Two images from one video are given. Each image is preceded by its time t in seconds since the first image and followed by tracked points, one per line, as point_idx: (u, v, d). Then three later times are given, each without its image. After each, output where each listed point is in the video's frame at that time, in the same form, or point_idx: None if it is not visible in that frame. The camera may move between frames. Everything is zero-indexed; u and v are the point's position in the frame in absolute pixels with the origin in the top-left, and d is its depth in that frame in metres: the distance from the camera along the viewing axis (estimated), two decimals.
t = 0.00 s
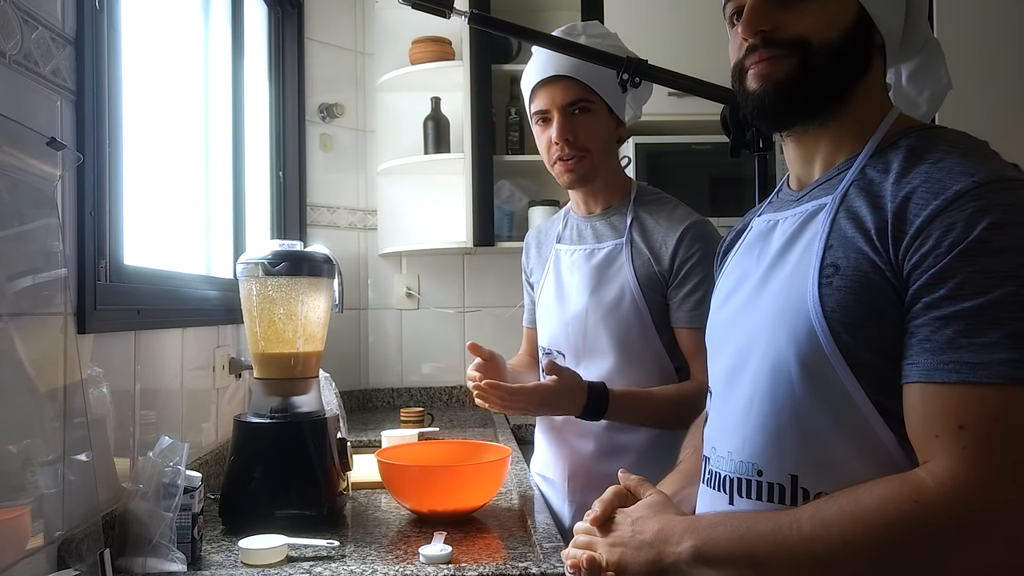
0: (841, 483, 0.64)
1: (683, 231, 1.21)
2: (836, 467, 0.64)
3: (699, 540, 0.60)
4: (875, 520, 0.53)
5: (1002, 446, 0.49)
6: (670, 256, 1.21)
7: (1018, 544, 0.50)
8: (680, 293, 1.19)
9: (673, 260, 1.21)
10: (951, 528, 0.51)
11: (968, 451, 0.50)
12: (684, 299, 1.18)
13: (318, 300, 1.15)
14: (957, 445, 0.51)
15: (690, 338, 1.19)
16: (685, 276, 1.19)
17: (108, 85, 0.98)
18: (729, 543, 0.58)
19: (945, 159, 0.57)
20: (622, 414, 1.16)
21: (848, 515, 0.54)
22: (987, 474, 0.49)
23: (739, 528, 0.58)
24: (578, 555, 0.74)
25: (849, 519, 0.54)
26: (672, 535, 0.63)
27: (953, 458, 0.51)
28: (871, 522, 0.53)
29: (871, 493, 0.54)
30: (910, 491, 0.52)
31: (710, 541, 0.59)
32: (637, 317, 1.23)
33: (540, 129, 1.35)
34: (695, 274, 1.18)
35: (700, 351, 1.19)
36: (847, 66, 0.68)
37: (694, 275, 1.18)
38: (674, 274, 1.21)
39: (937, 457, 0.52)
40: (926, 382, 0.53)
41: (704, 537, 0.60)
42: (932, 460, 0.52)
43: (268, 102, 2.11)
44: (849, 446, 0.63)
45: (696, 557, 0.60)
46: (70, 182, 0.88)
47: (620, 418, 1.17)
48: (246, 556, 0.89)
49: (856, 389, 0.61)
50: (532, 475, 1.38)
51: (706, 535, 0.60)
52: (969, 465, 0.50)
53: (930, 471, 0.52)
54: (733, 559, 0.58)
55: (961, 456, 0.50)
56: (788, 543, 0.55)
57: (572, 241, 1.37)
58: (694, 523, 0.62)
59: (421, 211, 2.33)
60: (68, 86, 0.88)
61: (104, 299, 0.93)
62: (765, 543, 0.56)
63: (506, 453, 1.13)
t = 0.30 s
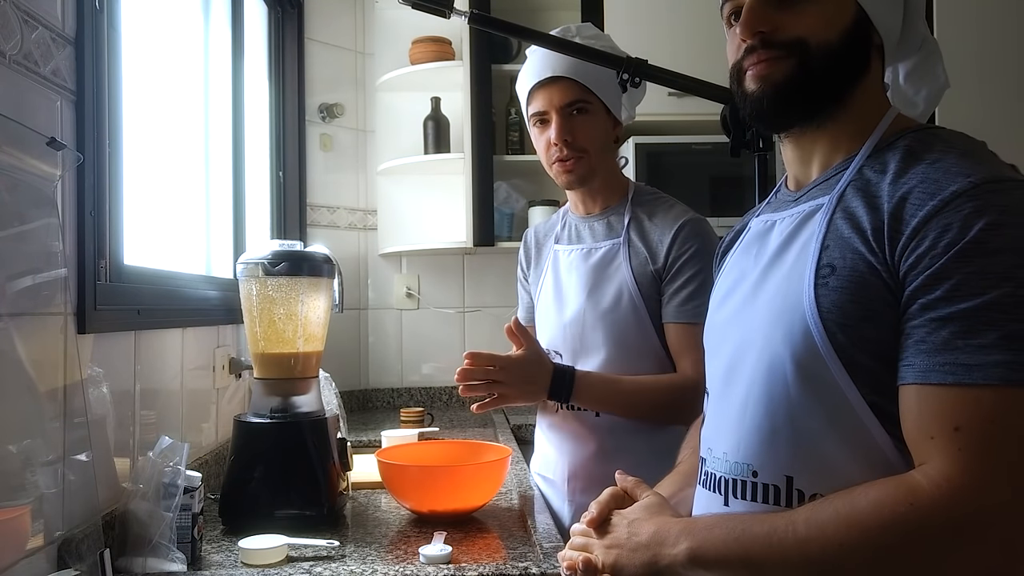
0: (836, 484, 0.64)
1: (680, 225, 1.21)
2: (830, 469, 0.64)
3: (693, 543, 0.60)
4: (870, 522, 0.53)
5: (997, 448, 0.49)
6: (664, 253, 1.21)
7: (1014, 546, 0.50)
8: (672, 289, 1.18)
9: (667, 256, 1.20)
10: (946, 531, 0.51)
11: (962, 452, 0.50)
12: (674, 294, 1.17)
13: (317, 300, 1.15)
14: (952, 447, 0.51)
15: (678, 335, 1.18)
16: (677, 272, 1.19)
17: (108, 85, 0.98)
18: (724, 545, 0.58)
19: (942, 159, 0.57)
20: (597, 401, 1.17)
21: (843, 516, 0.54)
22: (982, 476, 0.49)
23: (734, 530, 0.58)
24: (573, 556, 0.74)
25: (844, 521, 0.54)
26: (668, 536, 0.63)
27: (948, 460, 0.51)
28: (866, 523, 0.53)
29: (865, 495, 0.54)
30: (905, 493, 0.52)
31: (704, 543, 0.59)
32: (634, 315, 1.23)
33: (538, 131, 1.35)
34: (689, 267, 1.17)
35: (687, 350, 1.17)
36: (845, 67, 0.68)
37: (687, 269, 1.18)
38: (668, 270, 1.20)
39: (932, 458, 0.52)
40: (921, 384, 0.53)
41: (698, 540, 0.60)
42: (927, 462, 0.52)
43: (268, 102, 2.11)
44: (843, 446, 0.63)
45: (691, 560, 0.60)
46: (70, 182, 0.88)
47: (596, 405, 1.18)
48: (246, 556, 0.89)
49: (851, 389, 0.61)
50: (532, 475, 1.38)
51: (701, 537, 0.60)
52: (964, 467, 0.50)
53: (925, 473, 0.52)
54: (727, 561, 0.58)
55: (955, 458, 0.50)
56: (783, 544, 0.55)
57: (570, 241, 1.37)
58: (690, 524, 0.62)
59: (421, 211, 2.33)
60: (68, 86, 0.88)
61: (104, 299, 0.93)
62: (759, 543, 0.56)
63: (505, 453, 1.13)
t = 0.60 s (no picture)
0: (834, 486, 0.64)
1: (676, 223, 1.21)
2: (828, 470, 0.64)
3: (692, 545, 0.60)
4: (869, 524, 0.53)
5: (996, 451, 0.49)
6: (661, 252, 1.21)
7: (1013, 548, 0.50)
8: (671, 287, 1.18)
9: (664, 255, 1.20)
10: (946, 534, 0.51)
11: (961, 455, 0.50)
12: (671, 292, 1.17)
13: (317, 300, 1.15)
14: (951, 449, 0.51)
15: (673, 333, 1.17)
16: (675, 270, 1.19)
17: (108, 86, 0.98)
18: (723, 547, 0.58)
19: (941, 160, 0.57)
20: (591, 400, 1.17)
21: (842, 519, 0.54)
22: (981, 479, 0.49)
23: (732, 533, 0.58)
24: (572, 559, 0.75)
25: (843, 523, 0.54)
26: (666, 539, 0.63)
27: (947, 462, 0.51)
28: (865, 526, 0.53)
29: (864, 497, 0.54)
30: (904, 496, 0.52)
31: (703, 545, 0.59)
32: (634, 314, 1.23)
33: (538, 130, 1.35)
34: (687, 264, 1.17)
35: (682, 347, 1.17)
36: (841, 69, 0.68)
37: (685, 267, 1.17)
38: (664, 269, 1.20)
39: (931, 461, 0.52)
40: (920, 386, 0.53)
41: (697, 542, 0.60)
42: (926, 465, 0.52)
43: (268, 101, 2.11)
44: (842, 448, 0.63)
45: (690, 562, 0.60)
46: (70, 182, 0.88)
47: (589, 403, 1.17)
48: (246, 556, 0.89)
49: (849, 391, 0.61)
50: (532, 475, 1.38)
51: (699, 540, 0.60)
52: (963, 470, 0.50)
53: (924, 476, 0.52)
54: (725, 563, 0.58)
55: (954, 460, 0.50)
56: (782, 547, 0.56)
57: (568, 241, 1.37)
58: (688, 527, 0.62)
59: (421, 211, 2.33)
60: (68, 86, 0.88)
61: (104, 299, 0.93)
62: (758, 546, 0.56)
63: (505, 453, 1.13)
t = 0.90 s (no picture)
0: (829, 487, 0.64)
1: (682, 224, 1.21)
2: (824, 471, 0.64)
3: (687, 544, 0.60)
4: (862, 525, 0.53)
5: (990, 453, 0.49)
6: (667, 252, 1.20)
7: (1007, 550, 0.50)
8: (679, 287, 1.18)
9: (670, 256, 1.20)
10: (938, 535, 0.51)
11: (955, 457, 0.50)
12: (679, 293, 1.17)
13: (318, 300, 1.15)
14: (944, 450, 0.51)
15: (685, 332, 1.17)
16: (683, 270, 1.18)
17: (107, 86, 0.98)
18: (717, 546, 0.58)
19: (939, 160, 0.57)
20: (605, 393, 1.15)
21: (835, 519, 0.54)
22: (974, 480, 0.50)
23: (726, 532, 0.58)
24: (567, 557, 0.75)
25: (835, 524, 0.54)
26: (661, 538, 0.63)
27: (940, 463, 0.51)
28: (858, 527, 0.53)
29: (858, 497, 0.54)
30: (896, 497, 0.52)
31: (698, 545, 0.59)
32: (636, 314, 1.23)
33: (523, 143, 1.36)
34: (697, 265, 1.17)
35: (694, 346, 1.17)
36: (834, 72, 0.68)
37: (693, 267, 1.17)
38: (672, 269, 1.20)
39: (924, 462, 0.52)
40: (914, 387, 0.53)
41: (692, 541, 0.60)
42: (919, 465, 0.52)
43: (268, 101, 2.11)
44: (838, 448, 0.63)
45: (684, 561, 0.60)
46: (70, 182, 0.88)
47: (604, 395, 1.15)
48: (246, 556, 0.89)
49: (845, 391, 0.61)
50: (532, 475, 1.38)
51: (694, 538, 0.60)
52: (956, 472, 0.50)
53: (917, 477, 0.52)
54: (719, 562, 0.58)
55: (947, 462, 0.50)
56: (774, 547, 0.56)
57: (571, 241, 1.37)
58: (683, 526, 0.62)
59: (421, 211, 2.33)
60: (68, 86, 0.88)
61: (104, 299, 0.93)
62: (751, 546, 0.57)
63: (506, 453, 1.13)
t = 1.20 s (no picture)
0: (827, 487, 0.64)
1: (676, 226, 1.20)
2: (822, 471, 0.64)
3: (684, 543, 0.60)
4: (858, 525, 0.53)
5: (986, 454, 0.49)
6: (662, 255, 1.20)
7: (1003, 551, 0.50)
8: (678, 289, 1.17)
9: (665, 258, 1.20)
10: (934, 536, 0.51)
11: (951, 458, 0.50)
12: (678, 296, 1.17)
13: (317, 300, 1.15)
14: (939, 451, 0.51)
15: (686, 334, 1.17)
16: (680, 272, 1.18)
17: (108, 86, 0.98)
18: (714, 545, 0.58)
19: (937, 160, 0.57)
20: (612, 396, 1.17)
21: (831, 519, 0.54)
22: (970, 481, 0.50)
23: (724, 531, 0.58)
24: (566, 555, 0.75)
25: (831, 525, 0.54)
26: (659, 537, 0.63)
27: (936, 464, 0.51)
28: (854, 527, 0.53)
29: (854, 498, 0.54)
30: (892, 498, 0.52)
31: (694, 544, 0.59)
32: (632, 316, 1.23)
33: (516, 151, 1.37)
34: (695, 265, 1.16)
35: (697, 346, 1.17)
36: (805, 85, 0.67)
37: (690, 269, 1.16)
38: (668, 272, 1.20)
39: (920, 462, 0.52)
40: (910, 388, 0.53)
41: (689, 540, 0.60)
42: (915, 466, 0.52)
43: (268, 101, 2.11)
44: (835, 448, 0.63)
45: (681, 560, 0.60)
46: (70, 182, 0.88)
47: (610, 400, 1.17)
48: (246, 556, 0.89)
49: (843, 392, 0.61)
50: (532, 475, 1.38)
51: (692, 538, 0.60)
52: (951, 472, 0.50)
53: (913, 478, 0.52)
54: (716, 562, 0.58)
55: (942, 462, 0.50)
56: (771, 547, 0.56)
57: (568, 242, 1.37)
58: (681, 525, 0.62)
59: (421, 211, 2.33)
60: (68, 86, 0.88)
61: (104, 299, 0.93)
62: (747, 546, 0.57)
63: (505, 453, 1.13)
